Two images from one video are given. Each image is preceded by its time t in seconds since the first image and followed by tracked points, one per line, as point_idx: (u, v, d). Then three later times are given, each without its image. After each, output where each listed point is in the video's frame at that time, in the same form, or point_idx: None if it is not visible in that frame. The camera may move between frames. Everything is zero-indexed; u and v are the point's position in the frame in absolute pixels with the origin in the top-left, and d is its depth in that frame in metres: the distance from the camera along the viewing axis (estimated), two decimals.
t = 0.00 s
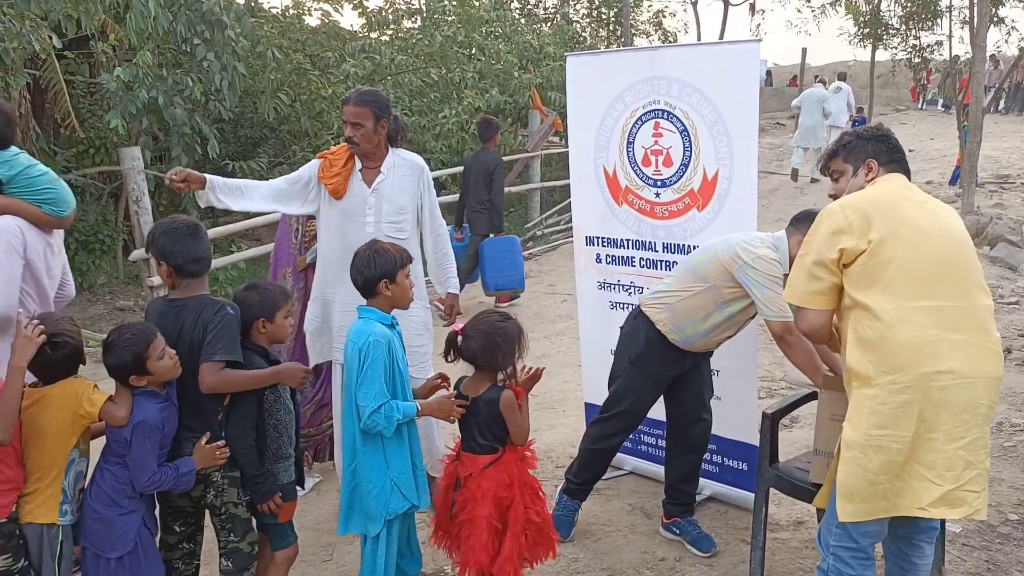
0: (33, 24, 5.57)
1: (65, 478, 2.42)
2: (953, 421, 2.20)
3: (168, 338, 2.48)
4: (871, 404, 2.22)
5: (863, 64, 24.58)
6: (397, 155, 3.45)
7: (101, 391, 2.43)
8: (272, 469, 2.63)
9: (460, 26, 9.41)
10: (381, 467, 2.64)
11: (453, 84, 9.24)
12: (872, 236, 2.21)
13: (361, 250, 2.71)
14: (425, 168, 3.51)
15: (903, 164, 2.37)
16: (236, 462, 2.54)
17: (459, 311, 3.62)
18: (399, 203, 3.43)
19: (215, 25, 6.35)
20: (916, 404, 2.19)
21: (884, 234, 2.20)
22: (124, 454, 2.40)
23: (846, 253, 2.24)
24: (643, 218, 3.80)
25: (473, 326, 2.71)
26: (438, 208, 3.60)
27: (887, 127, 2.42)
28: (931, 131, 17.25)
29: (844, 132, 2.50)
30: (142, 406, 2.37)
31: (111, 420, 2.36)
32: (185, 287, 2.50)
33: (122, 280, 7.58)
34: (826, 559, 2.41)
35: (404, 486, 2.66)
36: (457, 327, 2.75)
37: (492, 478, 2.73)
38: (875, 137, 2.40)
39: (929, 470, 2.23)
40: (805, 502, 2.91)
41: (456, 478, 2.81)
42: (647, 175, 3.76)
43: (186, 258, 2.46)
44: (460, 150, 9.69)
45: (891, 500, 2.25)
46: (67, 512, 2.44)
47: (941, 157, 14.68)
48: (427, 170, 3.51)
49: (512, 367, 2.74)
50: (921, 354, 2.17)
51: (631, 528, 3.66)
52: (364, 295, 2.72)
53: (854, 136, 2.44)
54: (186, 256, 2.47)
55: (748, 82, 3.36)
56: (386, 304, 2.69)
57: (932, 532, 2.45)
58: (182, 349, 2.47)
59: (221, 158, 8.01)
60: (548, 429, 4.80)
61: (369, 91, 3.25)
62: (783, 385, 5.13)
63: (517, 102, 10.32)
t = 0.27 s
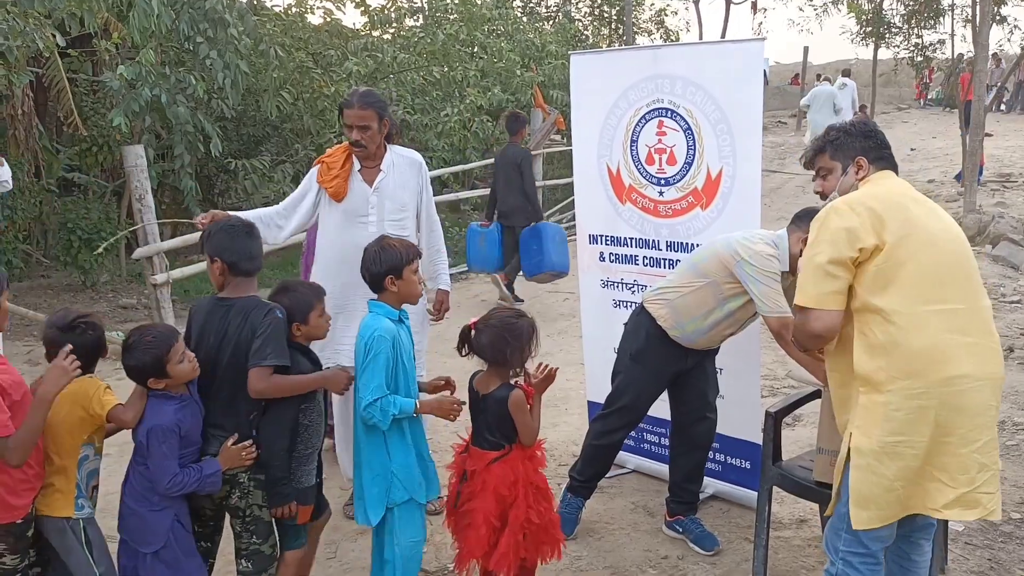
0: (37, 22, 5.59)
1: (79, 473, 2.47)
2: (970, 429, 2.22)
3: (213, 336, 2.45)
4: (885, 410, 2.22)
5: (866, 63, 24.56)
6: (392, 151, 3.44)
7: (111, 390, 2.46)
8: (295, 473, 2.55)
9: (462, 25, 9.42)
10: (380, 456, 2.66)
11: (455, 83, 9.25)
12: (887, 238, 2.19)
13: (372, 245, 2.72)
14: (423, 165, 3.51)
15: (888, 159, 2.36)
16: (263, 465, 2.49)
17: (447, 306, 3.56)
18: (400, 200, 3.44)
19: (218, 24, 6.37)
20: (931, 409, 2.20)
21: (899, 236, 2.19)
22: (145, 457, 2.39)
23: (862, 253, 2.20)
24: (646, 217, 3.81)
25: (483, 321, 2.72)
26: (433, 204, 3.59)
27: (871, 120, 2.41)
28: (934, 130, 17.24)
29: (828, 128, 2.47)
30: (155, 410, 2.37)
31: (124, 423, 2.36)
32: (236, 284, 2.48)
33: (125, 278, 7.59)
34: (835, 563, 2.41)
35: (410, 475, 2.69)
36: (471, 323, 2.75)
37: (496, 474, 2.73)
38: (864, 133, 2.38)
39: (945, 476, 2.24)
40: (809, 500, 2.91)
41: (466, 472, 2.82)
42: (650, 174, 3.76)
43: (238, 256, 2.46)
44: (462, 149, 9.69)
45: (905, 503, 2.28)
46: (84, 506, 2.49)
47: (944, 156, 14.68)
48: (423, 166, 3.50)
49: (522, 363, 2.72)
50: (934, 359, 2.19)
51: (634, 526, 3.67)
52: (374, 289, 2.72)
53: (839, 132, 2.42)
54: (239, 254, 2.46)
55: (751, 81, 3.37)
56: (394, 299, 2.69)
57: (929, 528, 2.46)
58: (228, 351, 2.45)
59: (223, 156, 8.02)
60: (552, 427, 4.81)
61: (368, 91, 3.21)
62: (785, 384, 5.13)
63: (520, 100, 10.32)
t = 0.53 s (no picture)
0: (48, 15, 5.59)
1: (103, 469, 2.43)
2: (985, 425, 2.23)
3: (239, 328, 2.47)
4: (904, 409, 2.20)
5: (873, 56, 24.50)
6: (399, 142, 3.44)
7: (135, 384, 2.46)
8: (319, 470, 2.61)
9: (470, 18, 9.41)
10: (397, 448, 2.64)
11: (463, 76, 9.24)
12: (906, 232, 2.17)
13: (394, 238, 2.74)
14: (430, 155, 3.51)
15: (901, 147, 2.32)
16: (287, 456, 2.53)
17: (467, 298, 3.55)
18: (412, 192, 3.45)
19: (226, 17, 6.37)
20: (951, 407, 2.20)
21: (918, 230, 2.16)
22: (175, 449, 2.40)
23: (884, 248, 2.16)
24: (658, 210, 3.81)
25: (512, 314, 2.74)
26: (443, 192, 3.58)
27: (879, 107, 2.37)
28: (941, 123, 17.20)
29: (837, 116, 2.43)
30: (184, 404, 2.38)
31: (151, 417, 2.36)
32: (268, 276, 2.50)
33: (133, 271, 7.60)
34: (853, 559, 2.38)
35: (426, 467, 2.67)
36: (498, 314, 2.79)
37: (527, 467, 2.79)
38: (874, 121, 2.34)
39: (964, 473, 2.25)
40: (823, 494, 2.92)
41: (494, 464, 2.88)
42: (663, 167, 3.75)
43: (269, 248, 2.47)
44: (470, 142, 9.69)
45: (925, 501, 2.27)
46: (110, 501, 2.45)
47: (952, 149, 14.65)
48: (433, 158, 3.50)
49: (548, 356, 2.74)
50: (953, 355, 2.18)
51: (647, 519, 3.67)
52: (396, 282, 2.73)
53: (847, 122, 2.38)
54: (272, 246, 2.47)
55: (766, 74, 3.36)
56: (416, 292, 2.69)
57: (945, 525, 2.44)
58: (253, 345, 2.45)
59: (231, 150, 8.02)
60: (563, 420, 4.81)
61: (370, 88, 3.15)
62: (796, 377, 5.13)
63: (527, 94, 10.31)
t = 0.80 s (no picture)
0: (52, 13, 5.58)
1: (138, 464, 2.45)
2: (1001, 427, 2.21)
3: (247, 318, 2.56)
4: (916, 414, 2.17)
5: (874, 56, 24.48)
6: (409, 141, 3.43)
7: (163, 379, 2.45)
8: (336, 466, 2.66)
9: (473, 17, 9.39)
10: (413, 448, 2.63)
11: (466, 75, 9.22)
12: (924, 238, 2.12)
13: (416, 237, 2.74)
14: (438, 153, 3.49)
15: (914, 137, 2.26)
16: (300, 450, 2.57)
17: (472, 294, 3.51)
18: (422, 191, 3.43)
19: (229, 15, 6.35)
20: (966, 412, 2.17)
21: (936, 235, 2.12)
22: (211, 444, 2.43)
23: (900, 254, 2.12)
24: (667, 209, 3.79)
25: (531, 313, 2.74)
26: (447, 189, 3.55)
27: (892, 93, 2.29)
28: (943, 123, 17.19)
29: (848, 105, 2.36)
30: (229, 393, 2.40)
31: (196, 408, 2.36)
32: (278, 268, 2.57)
33: (136, 270, 7.57)
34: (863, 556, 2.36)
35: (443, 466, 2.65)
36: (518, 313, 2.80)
37: (541, 464, 2.79)
38: (886, 111, 2.27)
39: (983, 479, 2.20)
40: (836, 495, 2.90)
41: (510, 460, 2.89)
42: (672, 166, 3.73)
43: (281, 238, 2.55)
44: (473, 141, 9.67)
45: (942, 513, 2.20)
46: (137, 500, 2.46)
47: (954, 149, 14.64)
48: (439, 155, 3.47)
49: (565, 353, 2.74)
50: (966, 359, 2.16)
51: (657, 519, 3.66)
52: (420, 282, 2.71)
53: (860, 109, 2.31)
54: (291, 236, 2.56)
55: (777, 72, 3.34)
56: (439, 292, 2.68)
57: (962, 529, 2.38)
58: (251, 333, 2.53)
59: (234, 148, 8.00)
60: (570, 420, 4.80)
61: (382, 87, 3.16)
62: (804, 378, 5.12)
63: (530, 92, 10.29)
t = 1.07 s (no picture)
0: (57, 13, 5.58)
1: (176, 456, 2.48)
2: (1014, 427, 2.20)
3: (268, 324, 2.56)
4: (917, 417, 2.16)
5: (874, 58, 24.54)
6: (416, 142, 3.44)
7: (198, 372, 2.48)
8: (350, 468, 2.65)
9: (475, 18, 9.40)
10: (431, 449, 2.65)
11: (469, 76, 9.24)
12: (935, 246, 2.10)
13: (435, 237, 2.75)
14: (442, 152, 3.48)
15: (921, 133, 2.21)
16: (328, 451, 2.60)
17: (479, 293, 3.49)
18: (429, 191, 3.43)
19: (233, 16, 6.35)
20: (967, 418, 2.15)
21: (948, 243, 2.09)
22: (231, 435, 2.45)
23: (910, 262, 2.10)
24: (676, 211, 3.79)
25: (547, 312, 2.75)
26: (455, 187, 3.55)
27: (896, 86, 2.21)
28: (944, 125, 17.24)
29: (850, 98, 2.28)
30: (255, 385, 2.44)
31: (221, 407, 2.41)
32: (295, 272, 2.58)
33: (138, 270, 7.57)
34: (862, 555, 2.36)
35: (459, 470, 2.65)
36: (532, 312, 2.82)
37: (557, 463, 2.79)
38: (889, 105, 2.20)
39: (981, 481, 2.18)
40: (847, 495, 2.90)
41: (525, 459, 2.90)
42: (681, 167, 3.74)
43: (300, 244, 2.55)
44: (475, 142, 9.68)
45: (937, 514, 2.18)
46: (178, 489, 2.49)
47: (955, 151, 14.68)
48: (445, 154, 3.46)
49: (582, 351, 2.75)
50: (973, 365, 2.14)
51: (665, 520, 3.66)
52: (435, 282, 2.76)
53: (863, 103, 2.24)
54: (308, 241, 2.56)
55: (786, 74, 3.35)
56: (456, 292, 2.70)
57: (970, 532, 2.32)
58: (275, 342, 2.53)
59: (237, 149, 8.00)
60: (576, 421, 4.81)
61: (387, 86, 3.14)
62: (810, 379, 5.13)
63: (533, 94, 10.33)
